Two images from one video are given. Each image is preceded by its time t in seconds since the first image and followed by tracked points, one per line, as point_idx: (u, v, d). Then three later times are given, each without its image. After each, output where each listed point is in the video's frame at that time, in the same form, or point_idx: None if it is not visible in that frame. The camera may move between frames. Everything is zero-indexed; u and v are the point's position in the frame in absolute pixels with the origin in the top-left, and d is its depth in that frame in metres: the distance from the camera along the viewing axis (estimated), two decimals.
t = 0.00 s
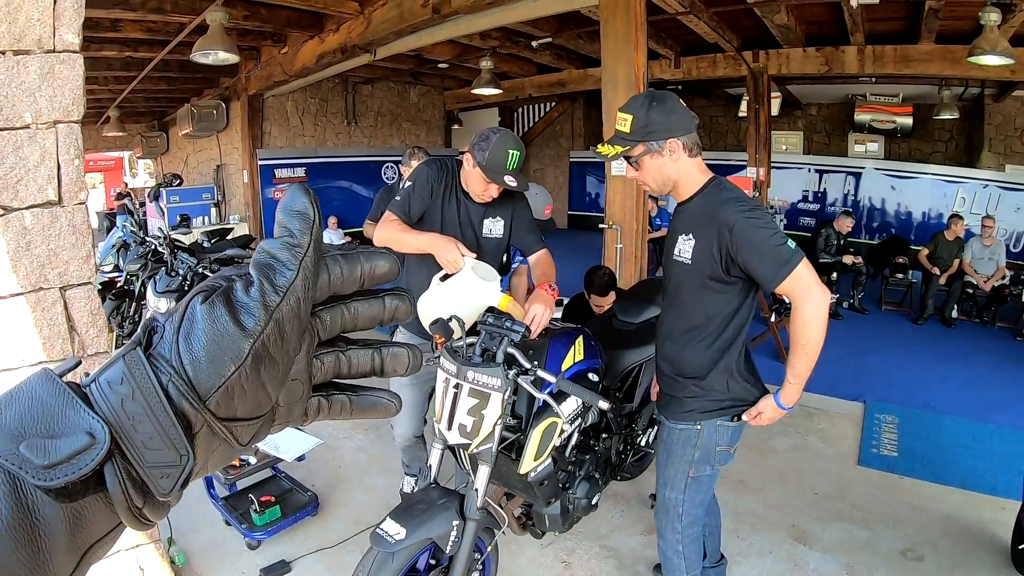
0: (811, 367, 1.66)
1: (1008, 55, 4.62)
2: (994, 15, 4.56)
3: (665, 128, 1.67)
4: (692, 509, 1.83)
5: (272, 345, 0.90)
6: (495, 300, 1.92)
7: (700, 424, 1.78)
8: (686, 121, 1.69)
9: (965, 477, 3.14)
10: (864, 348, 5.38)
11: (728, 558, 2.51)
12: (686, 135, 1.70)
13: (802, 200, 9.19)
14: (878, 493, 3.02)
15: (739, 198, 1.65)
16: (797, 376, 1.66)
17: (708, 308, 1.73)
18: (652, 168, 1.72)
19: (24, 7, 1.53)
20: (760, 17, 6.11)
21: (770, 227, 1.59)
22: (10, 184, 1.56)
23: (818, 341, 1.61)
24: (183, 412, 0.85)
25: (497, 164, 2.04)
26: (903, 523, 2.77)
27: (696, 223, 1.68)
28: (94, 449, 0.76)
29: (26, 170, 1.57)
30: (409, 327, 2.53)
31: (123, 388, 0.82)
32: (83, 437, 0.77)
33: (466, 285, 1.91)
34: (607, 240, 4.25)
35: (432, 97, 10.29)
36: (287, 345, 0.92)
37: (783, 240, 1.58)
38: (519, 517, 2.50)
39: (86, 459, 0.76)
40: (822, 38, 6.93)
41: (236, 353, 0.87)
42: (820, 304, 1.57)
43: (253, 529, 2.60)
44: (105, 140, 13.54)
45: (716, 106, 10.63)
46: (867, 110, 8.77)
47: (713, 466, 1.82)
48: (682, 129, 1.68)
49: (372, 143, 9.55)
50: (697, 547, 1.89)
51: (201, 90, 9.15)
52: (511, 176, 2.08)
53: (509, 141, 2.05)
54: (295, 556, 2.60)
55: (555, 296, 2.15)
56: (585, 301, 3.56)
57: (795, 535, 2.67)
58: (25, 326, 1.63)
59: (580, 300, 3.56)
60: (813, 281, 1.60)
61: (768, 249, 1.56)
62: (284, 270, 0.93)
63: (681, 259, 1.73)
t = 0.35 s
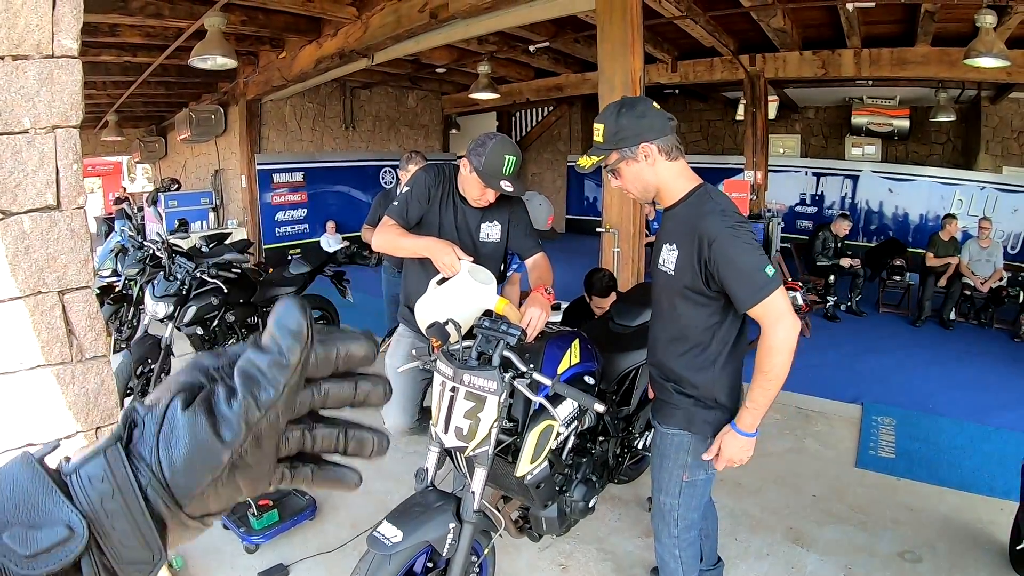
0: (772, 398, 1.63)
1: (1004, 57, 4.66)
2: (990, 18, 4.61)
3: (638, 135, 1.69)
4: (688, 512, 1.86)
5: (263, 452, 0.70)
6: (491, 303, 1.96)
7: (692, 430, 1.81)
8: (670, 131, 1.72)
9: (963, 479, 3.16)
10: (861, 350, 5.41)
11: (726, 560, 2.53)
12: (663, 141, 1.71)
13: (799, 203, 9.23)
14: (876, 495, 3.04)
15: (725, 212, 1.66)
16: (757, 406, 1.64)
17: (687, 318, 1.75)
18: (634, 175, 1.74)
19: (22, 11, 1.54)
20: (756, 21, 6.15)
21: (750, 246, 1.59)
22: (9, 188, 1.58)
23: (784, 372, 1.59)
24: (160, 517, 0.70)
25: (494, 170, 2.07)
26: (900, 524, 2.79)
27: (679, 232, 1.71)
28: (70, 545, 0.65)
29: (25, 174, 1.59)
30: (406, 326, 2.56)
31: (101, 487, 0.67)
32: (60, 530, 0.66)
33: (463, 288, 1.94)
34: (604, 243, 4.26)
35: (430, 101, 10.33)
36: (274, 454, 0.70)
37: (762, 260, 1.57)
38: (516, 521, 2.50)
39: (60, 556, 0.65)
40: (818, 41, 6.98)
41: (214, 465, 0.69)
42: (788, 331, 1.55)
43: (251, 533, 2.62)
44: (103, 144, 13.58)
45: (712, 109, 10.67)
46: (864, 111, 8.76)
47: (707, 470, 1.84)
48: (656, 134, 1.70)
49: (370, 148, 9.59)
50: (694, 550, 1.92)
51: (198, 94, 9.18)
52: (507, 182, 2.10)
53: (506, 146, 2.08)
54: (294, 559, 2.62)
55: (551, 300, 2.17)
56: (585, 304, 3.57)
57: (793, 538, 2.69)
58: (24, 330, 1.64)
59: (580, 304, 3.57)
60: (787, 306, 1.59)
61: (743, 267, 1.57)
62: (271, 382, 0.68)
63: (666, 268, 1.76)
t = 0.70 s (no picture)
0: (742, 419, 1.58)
1: (1004, 55, 4.63)
2: (989, 16, 4.59)
3: (609, 142, 1.66)
4: (697, 515, 1.85)
5: None
6: (492, 306, 1.94)
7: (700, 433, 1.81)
8: (648, 135, 1.65)
9: (967, 478, 3.13)
10: (863, 350, 5.38)
11: (730, 562, 2.50)
12: (638, 146, 1.66)
13: (799, 203, 9.19)
14: (879, 494, 3.02)
15: (699, 220, 1.59)
16: (722, 425, 1.60)
17: (675, 324, 1.75)
18: (615, 182, 1.72)
19: (22, 17, 1.55)
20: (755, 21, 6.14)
21: (716, 258, 1.52)
22: (9, 193, 1.56)
23: (750, 392, 1.53)
24: None
25: (496, 171, 2.05)
26: (904, 524, 2.76)
27: (659, 239, 1.68)
28: None
29: (25, 179, 1.58)
30: (407, 329, 2.55)
31: None
32: None
33: (464, 289, 1.91)
34: (605, 245, 4.24)
35: (429, 104, 10.33)
36: None
37: (725, 273, 1.50)
38: (520, 523, 2.48)
39: None
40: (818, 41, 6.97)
41: None
42: (748, 351, 1.48)
43: (253, 537, 2.59)
44: (104, 150, 13.61)
45: (712, 110, 10.66)
46: (863, 110, 8.75)
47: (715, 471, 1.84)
48: (631, 140, 1.65)
49: (370, 151, 9.57)
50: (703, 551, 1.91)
51: (198, 99, 9.18)
52: (509, 183, 2.08)
53: (507, 146, 2.06)
54: (296, 564, 2.59)
55: (553, 301, 2.15)
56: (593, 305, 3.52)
57: (796, 538, 2.66)
58: (24, 335, 1.61)
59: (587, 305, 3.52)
60: (755, 322, 1.51)
61: (704, 281, 1.52)
62: None
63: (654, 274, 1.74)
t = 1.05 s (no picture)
0: (719, 410, 1.55)
1: (1005, 50, 4.60)
2: (989, 11, 4.55)
3: (627, 138, 1.66)
4: (701, 509, 1.83)
5: None
6: (493, 305, 1.90)
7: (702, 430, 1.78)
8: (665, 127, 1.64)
9: (968, 475, 3.11)
10: (865, 346, 5.36)
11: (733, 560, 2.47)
12: (657, 140, 1.66)
13: (799, 199, 9.18)
14: (882, 492, 2.99)
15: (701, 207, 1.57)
16: (699, 412, 1.58)
17: (680, 312, 1.75)
18: (635, 175, 1.73)
19: (17, 15, 1.52)
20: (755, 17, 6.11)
21: (709, 244, 1.51)
22: (5, 193, 1.53)
23: (729, 380, 1.51)
24: None
25: (494, 165, 2.01)
26: (908, 522, 2.73)
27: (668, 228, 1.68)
28: None
29: (22, 179, 1.55)
30: (405, 328, 2.51)
31: None
32: None
33: (464, 286, 1.89)
34: (605, 242, 4.22)
35: (428, 102, 10.29)
36: None
37: (714, 261, 1.49)
38: (522, 522, 2.44)
39: None
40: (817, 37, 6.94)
41: None
42: (727, 338, 1.46)
43: (254, 538, 2.56)
44: (102, 150, 13.58)
45: (711, 106, 10.62)
46: (862, 107, 8.68)
47: (721, 464, 1.81)
48: (652, 134, 1.65)
49: (368, 150, 9.53)
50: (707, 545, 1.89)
51: (196, 98, 9.15)
52: (508, 176, 2.04)
53: (505, 140, 2.02)
54: (296, 565, 2.56)
55: (553, 299, 2.11)
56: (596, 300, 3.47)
57: (799, 536, 2.63)
58: (22, 337, 1.58)
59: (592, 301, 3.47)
60: (743, 313, 1.49)
61: (695, 266, 1.52)
62: None
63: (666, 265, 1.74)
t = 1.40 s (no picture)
0: (740, 372, 1.59)
1: (1006, 45, 4.57)
2: (990, 5, 4.52)
3: (674, 129, 1.70)
4: (710, 490, 1.85)
5: None
6: (493, 300, 1.89)
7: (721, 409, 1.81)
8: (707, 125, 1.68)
9: (969, 470, 3.09)
10: (866, 341, 5.35)
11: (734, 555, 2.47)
12: (702, 134, 1.69)
13: (801, 194, 9.13)
14: (882, 487, 2.98)
15: (734, 192, 1.63)
16: (721, 374, 1.62)
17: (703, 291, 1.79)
18: (673, 165, 1.76)
19: (16, 12, 1.51)
20: (757, 12, 6.08)
21: (741, 223, 1.57)
22: (5, 190, 1.53)
23: (749, 347, 1.56)
24: None
25: (492, 159, 2.00)
26: (909, 517, 2.73)
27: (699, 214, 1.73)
28: None
29: (20, 176, 1.55)
30: (406, 325, 2.51)
31: None
32: None
33: (465, 281, 1.89)
34: (606, 237, 4.22)
35: (428, 97, 10.27)
36: None
37: (743, 238, 1.55)
38: (522, 517, 2.44)
39: None
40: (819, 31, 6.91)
41: None
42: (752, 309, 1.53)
43: (254, 533, 2.56)
44: (103, 147, 13.57)
45: (713, 101, 10.61)
46: (864, 101, 8.62)
47: (734, 446, 1.83)
48: (700, 128, 1.68)
49: (369, 145, 9.52)
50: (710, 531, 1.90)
51: (197, 95, 9.14)
52: (507, 169, 2.02)
53: (503, 134, 2.02)
54: (297, 560, 2.56)
55: (554, 294, 2.09)
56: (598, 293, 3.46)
57: (799, 532, 2.63)
58: (23, 334, 1.58)
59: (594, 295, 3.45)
60: (767, 287, 1.55)
61: (724, 243, 1.58)
62: None
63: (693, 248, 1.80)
